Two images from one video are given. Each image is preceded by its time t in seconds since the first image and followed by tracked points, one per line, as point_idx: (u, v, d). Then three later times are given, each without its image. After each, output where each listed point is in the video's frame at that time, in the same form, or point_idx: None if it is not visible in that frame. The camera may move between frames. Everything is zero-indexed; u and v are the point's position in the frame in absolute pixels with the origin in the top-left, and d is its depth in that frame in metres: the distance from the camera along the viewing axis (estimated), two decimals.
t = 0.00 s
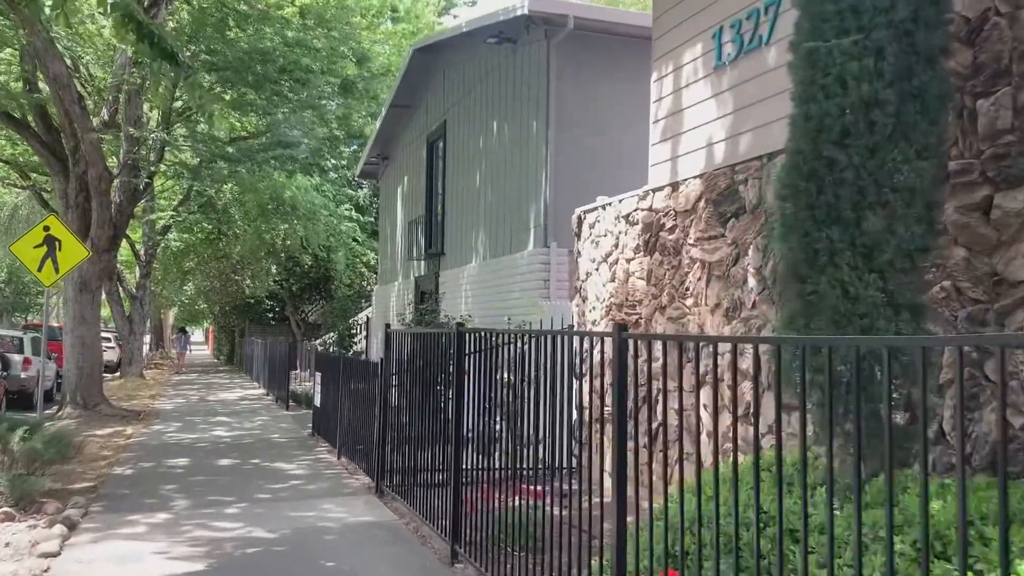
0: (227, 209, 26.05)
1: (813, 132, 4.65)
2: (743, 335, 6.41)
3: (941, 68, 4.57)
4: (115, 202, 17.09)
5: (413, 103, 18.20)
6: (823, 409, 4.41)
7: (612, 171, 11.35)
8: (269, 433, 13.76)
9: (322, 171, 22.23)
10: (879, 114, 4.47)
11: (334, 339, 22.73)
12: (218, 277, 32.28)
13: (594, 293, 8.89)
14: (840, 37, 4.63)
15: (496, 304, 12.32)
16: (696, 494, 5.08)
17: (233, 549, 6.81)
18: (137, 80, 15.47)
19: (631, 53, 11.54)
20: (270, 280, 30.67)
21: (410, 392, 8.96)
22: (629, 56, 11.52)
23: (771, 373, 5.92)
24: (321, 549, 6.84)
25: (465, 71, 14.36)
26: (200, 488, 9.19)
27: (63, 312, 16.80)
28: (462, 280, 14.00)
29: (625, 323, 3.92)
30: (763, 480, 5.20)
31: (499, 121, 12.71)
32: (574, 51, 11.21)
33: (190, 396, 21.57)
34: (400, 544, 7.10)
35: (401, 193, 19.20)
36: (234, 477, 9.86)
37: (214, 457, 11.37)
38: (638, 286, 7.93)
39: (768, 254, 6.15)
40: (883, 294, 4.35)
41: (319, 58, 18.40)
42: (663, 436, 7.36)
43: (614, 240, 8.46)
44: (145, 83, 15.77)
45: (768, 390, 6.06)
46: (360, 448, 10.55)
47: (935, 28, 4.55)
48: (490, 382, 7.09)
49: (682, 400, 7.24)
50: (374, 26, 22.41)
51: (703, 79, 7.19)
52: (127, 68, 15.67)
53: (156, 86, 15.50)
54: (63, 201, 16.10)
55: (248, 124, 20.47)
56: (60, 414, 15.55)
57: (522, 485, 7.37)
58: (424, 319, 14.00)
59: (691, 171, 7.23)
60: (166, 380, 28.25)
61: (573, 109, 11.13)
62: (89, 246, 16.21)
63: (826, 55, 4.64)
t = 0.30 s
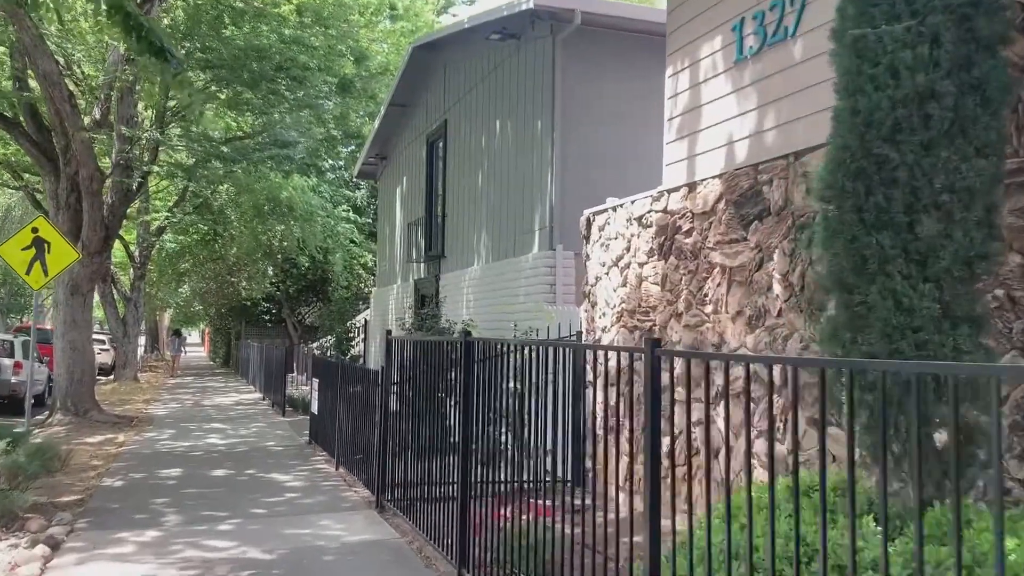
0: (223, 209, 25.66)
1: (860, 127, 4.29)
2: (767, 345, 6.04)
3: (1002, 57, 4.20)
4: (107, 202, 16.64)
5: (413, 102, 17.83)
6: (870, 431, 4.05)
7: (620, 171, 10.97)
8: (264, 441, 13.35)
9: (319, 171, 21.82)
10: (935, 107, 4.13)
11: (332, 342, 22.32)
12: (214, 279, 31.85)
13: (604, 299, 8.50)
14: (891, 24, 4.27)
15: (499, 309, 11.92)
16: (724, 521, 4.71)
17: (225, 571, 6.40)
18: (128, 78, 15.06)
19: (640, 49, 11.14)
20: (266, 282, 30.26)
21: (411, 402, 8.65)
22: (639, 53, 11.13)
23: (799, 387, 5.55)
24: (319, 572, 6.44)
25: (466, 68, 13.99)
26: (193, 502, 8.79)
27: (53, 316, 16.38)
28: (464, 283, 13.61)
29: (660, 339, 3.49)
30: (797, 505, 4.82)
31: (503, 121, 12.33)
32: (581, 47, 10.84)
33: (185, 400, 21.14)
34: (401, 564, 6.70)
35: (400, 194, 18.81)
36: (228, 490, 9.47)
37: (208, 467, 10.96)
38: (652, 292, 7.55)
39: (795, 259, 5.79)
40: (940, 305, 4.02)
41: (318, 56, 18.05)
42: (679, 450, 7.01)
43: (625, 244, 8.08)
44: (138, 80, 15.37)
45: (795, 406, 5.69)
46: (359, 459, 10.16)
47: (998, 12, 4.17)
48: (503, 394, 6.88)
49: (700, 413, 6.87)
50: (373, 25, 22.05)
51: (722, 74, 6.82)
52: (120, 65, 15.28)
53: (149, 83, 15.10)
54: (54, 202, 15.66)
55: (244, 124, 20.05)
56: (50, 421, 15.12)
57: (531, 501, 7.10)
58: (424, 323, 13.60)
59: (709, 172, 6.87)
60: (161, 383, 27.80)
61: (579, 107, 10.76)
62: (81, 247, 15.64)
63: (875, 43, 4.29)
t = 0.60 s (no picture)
0: (220, 209, 25.16)
1: (928, 109, 4.01)
2: (801, 348, 5.70)
3: None
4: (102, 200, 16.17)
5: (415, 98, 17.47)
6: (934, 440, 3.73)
7: (633, 168, 10.63)
8: (263, 446, 12.99)
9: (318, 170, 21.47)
10: (1014, 85, 3.85)
11: (332, 343, 21.93)
12: (211, 279, 31.45)
13: (620, 299, 8.13)
14: None
15: (506, 309, 11.57)
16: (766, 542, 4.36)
17: None
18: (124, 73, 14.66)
19: (653, 41, 10.79)
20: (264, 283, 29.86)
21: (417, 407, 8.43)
22: (653, 47, 10.77)
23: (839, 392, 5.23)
24: None
25: (472, 63, 13.64)
26: (192, 511, 8.43)
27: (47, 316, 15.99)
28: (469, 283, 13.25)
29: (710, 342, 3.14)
30: (844, 519, 4.48)
31: (509, 116, 11.97)
32: (592, 40, 10.49)
33: (180, 403, 20.74)
34: None
35: (401, 193, 18.46)
36: (228, 498, 9.10)
37: (206, 473, 10.60)
38: (672, 292, 7.20)
39: (833, 256, 5.46)
40: (1016, 302, 3.76)
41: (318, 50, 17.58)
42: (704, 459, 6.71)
43: (643, 241, 7.72)
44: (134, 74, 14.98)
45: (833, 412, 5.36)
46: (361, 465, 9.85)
47: None
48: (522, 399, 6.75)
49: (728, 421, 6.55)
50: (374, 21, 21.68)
51: (749, 62, 6.49)
52: (115, 59, 14.91)
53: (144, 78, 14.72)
54: (47, 200, 15.20)
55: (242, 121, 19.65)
56: (43, 425, 14.73)
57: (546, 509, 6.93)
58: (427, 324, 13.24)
59: (735, 165, 6.53)
60: (157, 385, 27.37)
61: (590, 102, 10.41)
62: (74, 246, 15.21)
63: (943, 16, 4.01)
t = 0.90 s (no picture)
0: (218, 211, 24.81)
1: (1001, 97, 3.72)
2: (837, 356, 5.38)
3: None
4: (98, 200, 15.71)
5: (417, 97, 17.13)
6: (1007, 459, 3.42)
7: (646, 167, 10.30)
8: (263, 452, 12.64)
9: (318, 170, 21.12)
10: None
11: (332, 346, 21.62)
12: (208, 281, 31.09)
13: (636, 303, 7.79)
14: None
15: (513, 312, 11.23)
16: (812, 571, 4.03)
17: None
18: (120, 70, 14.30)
19: (666, 36, 10.46)
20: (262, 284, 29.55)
21: (424, 415, 8.17)
22: (666, 42, 10.44)
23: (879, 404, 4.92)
24: None
25: (477, 60, 13.29)
26: (191, 524, 8.10)
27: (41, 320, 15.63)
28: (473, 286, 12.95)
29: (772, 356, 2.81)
30: (893, 543, 4.17)
31: (516, 114, 11.64)
32: (604, 34, 10.15)
33: (178, 407, 20.38)
34: None
35: (403, 192, 18.12)
36: (228, 509, 8.77)
37: (205, 482, 10.26)
38: (694, 295, 6.86)
39: (871, 259, 5.15)
40: None
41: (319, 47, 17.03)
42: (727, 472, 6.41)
43: (660, 242, 7.38)
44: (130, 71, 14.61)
45: (872, 425, 5.05)
46: (365, 474, 9.53)
47: None
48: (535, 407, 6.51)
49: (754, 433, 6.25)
50: (375, 18, 21.33)
51: (778, 54, 6.16)
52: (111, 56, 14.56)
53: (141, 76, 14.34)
54: (41, 200, 14.88)
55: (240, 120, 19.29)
56: (36, 431, 14.37)
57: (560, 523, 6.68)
58: (430, 327, 12.93)
59: (763, 162, 6.20)
60: (154, 388, 26.99)
61: (602, 99, 10.08)
62: (69, 247, 14.78)
63: None
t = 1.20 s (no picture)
0: (217, 209, 24.52)
1: None
2: (879, 353, 5.03)
3: None
4: (94, 197, 15.32)
5: (421, 92, 16.77)
6: None
7: (660, 161, 9.97)
8: (263, 455, 12.29)
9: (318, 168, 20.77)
10: None
11: (333, 346, 21.26)
12: (207, 280, 30.74)
13: (654, 299, 7.44)
14: None
15: (521, 311, 10.90)
16: None
17: None
18: (117, 63, 13.92)
19: (679, 25, 10.13)
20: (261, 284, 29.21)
21: (430, 417, 7.89)
22: (678, 31, 10.11)
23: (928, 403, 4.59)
24: None
25: (483, 52, 12.95)
26: (189, 530, 7.74)
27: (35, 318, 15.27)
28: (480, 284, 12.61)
29: (854, 350, 2.46)
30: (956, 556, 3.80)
31: (524, 106, 11.29)
32: (618, 23, 9.81)
33: (175, 408, 19.98)
34: None
35: (406, 189, 17.79)
36: (227, 515, 8.41)
37: (203, 485, 9.90)
38: (719, 290, 6.52)
39: (919, 249, 4.80)
40: None
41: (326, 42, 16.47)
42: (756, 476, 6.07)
43: (682, 234, 7.04)
44: (126, 64, 14.26)
45: (921, 426, 4.71)
46: (371, 478, 9.20)
47: None
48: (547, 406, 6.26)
49: (786, 434, 5.91)
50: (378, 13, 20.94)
51: (810, 35, 5.81)
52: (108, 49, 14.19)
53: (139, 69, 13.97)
54: (36, 196, 14.57)
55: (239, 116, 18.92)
56: (30, 433, 14.00)
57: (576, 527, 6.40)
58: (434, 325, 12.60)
59: (797, 148, 5.84)
60: (151, 389, 26.62)
61: (614, 89, 9.74)
62: (64, 244, 14.40)
63: None
